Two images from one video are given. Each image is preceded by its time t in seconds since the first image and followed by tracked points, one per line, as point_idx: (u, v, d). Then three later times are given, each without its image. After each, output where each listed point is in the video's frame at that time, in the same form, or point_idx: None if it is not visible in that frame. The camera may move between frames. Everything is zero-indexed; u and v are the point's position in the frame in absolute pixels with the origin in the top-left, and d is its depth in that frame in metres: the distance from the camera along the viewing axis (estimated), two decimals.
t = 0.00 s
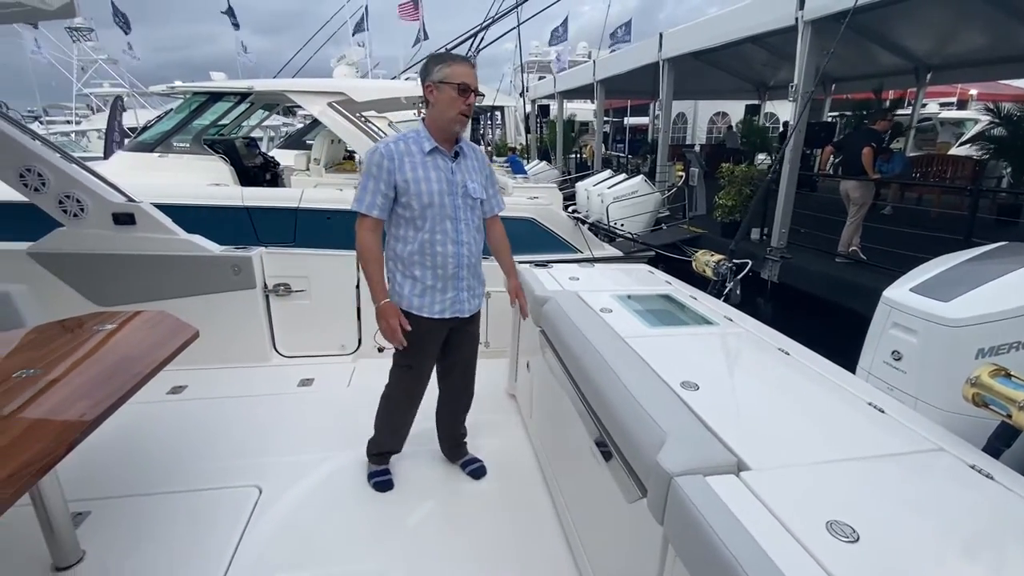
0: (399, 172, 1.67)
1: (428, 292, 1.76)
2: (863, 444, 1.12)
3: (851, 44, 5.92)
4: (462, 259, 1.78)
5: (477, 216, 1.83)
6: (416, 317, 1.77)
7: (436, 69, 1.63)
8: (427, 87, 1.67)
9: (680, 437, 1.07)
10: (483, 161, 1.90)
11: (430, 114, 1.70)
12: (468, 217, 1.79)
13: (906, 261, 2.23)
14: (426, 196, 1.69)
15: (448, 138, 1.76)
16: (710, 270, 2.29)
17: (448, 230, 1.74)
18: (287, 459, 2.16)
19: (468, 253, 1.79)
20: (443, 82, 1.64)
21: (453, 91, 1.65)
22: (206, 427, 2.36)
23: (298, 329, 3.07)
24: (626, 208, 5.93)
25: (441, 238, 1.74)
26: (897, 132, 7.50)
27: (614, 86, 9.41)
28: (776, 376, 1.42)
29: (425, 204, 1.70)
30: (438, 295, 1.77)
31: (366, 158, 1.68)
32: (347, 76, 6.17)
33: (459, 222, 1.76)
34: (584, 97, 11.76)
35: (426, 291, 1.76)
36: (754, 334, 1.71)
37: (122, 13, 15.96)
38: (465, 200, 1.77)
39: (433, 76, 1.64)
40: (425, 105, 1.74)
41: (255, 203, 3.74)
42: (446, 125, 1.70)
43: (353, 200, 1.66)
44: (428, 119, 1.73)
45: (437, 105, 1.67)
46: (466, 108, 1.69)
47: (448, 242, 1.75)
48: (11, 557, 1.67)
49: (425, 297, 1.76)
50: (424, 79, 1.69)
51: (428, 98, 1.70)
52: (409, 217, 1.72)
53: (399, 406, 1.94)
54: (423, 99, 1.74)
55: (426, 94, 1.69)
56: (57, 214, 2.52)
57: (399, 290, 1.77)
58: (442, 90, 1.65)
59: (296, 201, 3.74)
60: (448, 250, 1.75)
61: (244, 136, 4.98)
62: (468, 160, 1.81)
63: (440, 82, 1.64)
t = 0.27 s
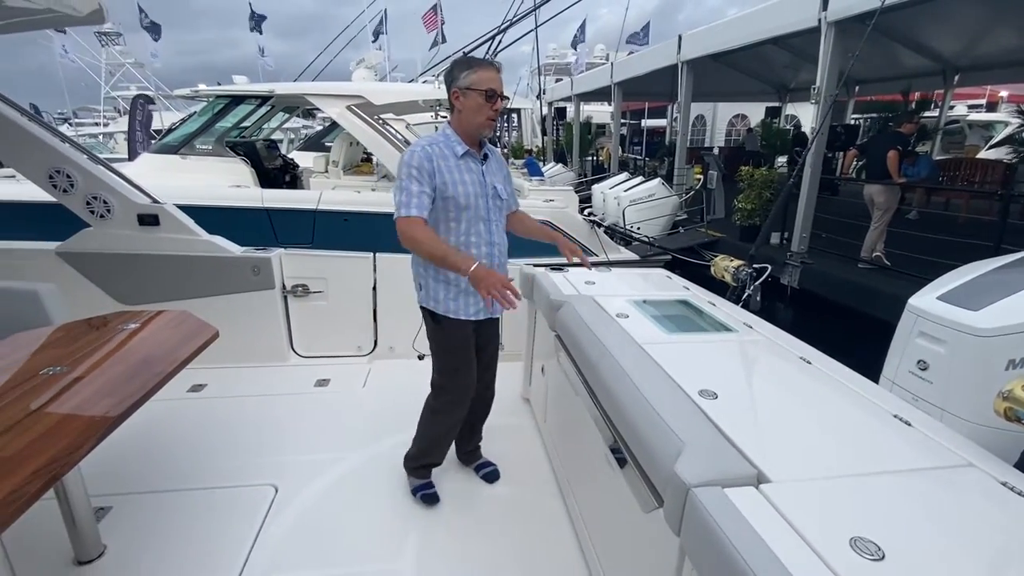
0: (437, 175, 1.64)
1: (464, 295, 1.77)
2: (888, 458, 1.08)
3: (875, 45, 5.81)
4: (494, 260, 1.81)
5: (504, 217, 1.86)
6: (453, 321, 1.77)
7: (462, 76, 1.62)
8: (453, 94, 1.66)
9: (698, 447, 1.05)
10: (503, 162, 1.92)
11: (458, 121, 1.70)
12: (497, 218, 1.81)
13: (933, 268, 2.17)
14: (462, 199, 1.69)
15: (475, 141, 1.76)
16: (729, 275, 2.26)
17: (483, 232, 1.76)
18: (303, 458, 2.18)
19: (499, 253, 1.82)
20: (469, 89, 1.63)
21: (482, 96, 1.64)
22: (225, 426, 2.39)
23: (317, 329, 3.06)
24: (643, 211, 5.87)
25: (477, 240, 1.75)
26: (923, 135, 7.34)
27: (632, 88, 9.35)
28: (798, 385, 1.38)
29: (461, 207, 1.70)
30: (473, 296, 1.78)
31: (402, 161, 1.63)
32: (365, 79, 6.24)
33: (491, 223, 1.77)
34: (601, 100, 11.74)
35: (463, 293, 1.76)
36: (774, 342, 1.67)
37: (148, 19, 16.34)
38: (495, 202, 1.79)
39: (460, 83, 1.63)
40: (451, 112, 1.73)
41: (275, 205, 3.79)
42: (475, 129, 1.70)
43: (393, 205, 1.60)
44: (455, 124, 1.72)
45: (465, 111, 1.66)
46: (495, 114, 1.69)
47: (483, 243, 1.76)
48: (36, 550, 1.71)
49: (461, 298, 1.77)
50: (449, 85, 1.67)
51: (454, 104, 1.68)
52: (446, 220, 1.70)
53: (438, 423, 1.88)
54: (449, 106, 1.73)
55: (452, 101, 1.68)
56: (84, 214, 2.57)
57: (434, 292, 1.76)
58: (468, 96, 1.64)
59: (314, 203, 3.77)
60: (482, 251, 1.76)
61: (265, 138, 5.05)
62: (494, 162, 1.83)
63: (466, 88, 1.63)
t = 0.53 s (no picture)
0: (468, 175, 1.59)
1: (496, 297, 1.71)
2: (909, 474, 1.04)
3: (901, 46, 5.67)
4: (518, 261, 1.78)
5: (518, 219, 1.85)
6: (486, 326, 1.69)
7: (470, 79, 1.60)
8: (463, 98, 1.64)
9: (709, 460, 1.02)
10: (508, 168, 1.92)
11: (470, 126, 1.68)
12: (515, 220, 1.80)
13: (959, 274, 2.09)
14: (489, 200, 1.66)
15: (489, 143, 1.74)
16: (746, 281, 2.21)
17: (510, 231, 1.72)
18: (315, 458, 2.19)
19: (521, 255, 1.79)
20: (478, 91, 1.61)
21: (492, 98, 1.61)
22: (239, 424, 2.41)
23: (332, 330, 3.05)
24: (661, 215, 5.81)
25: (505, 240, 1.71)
26: (952, 138, 7.14)
27: (651, 90, 9.27)
28: (817, 396, 1.34)
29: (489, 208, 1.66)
30: (503, 299, 1.73)
31: (431, 162, 1.58)
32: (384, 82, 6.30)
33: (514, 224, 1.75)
34: (619, 103, 11.68)
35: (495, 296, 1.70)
36: (793, 351, 1.62)
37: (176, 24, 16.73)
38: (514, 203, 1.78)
39: (469, 85, 1.61)
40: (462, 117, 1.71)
41: (293, 206, 3.83)
42: (487, 131, 1.68)
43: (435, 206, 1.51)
44: (468, 127, 1.70)
45: (476, 115, 1.65)
46: (506, 116, 1.67)
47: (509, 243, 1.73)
48: (53, 543, 1.73)
49: (490, 302, 1.70)
50: (457, 90, 1.66)
51: (464, 108, 1.67)
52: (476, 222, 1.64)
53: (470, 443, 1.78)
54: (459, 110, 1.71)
55: (462, 106, 1.66)
56: (108, 215, 2.62)
57: (462, 298, 1.67)
58: (478, 99, 1.62)
59: (331, 204, 3.79)
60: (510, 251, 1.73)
61: (286, 140, 5.15)
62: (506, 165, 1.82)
63: (475, 91, 1.61)
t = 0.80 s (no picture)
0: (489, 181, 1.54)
1: (514, 308, 1.65)
2: (924, 493, 0.98)
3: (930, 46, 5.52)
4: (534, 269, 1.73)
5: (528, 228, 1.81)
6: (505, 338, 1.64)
7: (471, 81, 1.58)
8: (465, 102, 1.62)
9: (710, 473, 0.98)
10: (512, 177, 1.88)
11: (475, 130, 1.65)
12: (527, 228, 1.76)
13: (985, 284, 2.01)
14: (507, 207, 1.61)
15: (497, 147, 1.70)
16: (760, 288, 2.16)
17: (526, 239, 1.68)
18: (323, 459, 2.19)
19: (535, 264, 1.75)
20: (479, 94, 1.58)
21: (494, 98, 1.59)
22: (250, 423, 2.43)
23: (343, 332, 3.06)
24: (678, 218, 5.73)
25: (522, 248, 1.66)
26: (982, 141, 6.93)
27: (671, 93, 9.17)
28: (829, 408, 1.28)
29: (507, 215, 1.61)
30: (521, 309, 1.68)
31: (449, 169, 1.48)
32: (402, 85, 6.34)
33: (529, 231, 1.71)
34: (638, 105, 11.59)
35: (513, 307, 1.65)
36: (807, 361, 1.57)
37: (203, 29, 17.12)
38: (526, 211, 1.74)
39: (471, 89, 1.59)
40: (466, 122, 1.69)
41: (310, 208, 3.87)
42: (493, 133, 1.65)
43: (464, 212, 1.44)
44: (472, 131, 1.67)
45: (481, 118, 1.62)
46: (511, 115, 1.63)
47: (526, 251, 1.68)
48: (64, 537, 1.75)
49: (509, 313, 1.65)
50: (459, 95, 1.64)
51: (467, 114, 1.64)
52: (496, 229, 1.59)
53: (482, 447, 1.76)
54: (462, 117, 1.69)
55: (465, 111, 1.64)
56: (128, 216, 2.67)
57: (483, 311, 1.61)
58: (480, 101, 1.59)
59: (348, 208, 3.84)
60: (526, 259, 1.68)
61: (305, 142, 5.13)
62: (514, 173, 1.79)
63: (476, 93, 1.58)
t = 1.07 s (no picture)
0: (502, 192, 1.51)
1: (522, 321, 1.64)
2: (934, 509, 0.94)
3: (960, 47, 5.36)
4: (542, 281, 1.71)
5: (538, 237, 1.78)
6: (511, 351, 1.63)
7: (488, 87, 1.54)
8: (481, 107, 1.58)
9: (709, 483, 0.96)
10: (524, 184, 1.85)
11: (491, 136, 1.61)
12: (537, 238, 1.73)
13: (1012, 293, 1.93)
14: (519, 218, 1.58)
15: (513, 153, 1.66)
16: (773, 295, 2.11)
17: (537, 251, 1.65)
18: (330, 458, 2.19)
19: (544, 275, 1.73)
20: (496, 100, 1.54)
21: (512, 106, 1.55)
22: (260, 421, 2.45)
23: (357, 331, 3.05)
24: (696, 222, 5.65)
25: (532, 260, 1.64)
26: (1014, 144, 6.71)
27: (691, 95, 9.06)
28: (838, 419, 1.24)
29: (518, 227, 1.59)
30: (529, 322, 1.66)
31: (461, 178, 1.45)
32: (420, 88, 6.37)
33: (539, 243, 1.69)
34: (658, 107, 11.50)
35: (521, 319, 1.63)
36: (818, 369, 1.52)
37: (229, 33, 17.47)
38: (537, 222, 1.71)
39: (487, 94, 1.55)
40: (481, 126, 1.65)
41: (328, 209, 3.91)
42: (509, 140, 1.61)
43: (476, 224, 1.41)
44: (488, 136, 1.63)
45: (497, 124, 1.58)
46: (529, 124, 1.59)
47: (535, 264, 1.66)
48: (76, 529, 1.78)
49: (518, 325, 1.63)
50: (475, 99, 1.60)
51: (483, 119, 1.60)
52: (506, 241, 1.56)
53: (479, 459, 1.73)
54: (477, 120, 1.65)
55: (481, 116, 1.60)
56: (148, 217, 2.72)
57: (491, 324, 1.59)
58: (497, 108, 1.56)
59: (364, 210, 3.91)
60: (536, 272, 1.66)
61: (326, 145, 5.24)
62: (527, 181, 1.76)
63: (493, 100, 1.54)
